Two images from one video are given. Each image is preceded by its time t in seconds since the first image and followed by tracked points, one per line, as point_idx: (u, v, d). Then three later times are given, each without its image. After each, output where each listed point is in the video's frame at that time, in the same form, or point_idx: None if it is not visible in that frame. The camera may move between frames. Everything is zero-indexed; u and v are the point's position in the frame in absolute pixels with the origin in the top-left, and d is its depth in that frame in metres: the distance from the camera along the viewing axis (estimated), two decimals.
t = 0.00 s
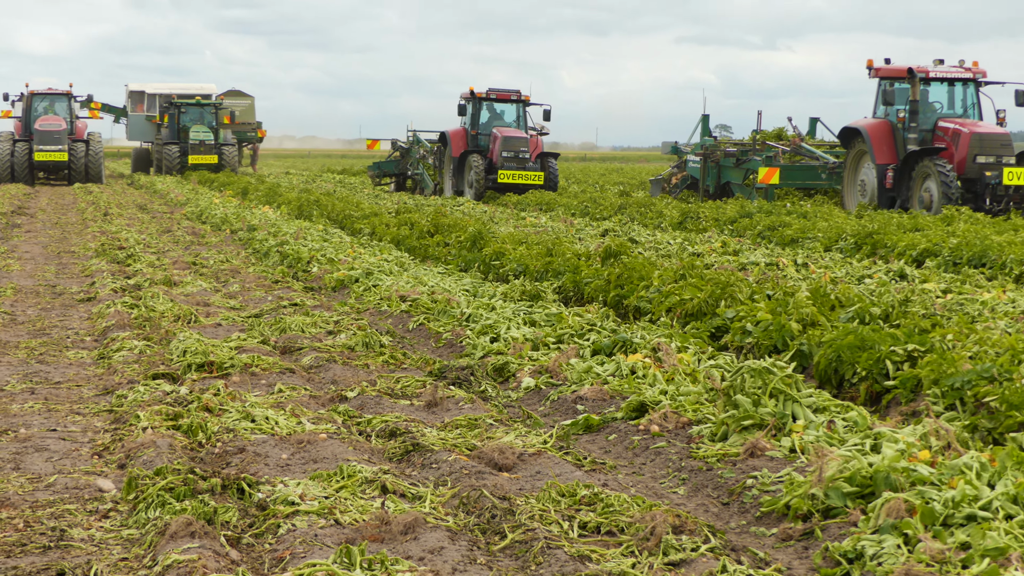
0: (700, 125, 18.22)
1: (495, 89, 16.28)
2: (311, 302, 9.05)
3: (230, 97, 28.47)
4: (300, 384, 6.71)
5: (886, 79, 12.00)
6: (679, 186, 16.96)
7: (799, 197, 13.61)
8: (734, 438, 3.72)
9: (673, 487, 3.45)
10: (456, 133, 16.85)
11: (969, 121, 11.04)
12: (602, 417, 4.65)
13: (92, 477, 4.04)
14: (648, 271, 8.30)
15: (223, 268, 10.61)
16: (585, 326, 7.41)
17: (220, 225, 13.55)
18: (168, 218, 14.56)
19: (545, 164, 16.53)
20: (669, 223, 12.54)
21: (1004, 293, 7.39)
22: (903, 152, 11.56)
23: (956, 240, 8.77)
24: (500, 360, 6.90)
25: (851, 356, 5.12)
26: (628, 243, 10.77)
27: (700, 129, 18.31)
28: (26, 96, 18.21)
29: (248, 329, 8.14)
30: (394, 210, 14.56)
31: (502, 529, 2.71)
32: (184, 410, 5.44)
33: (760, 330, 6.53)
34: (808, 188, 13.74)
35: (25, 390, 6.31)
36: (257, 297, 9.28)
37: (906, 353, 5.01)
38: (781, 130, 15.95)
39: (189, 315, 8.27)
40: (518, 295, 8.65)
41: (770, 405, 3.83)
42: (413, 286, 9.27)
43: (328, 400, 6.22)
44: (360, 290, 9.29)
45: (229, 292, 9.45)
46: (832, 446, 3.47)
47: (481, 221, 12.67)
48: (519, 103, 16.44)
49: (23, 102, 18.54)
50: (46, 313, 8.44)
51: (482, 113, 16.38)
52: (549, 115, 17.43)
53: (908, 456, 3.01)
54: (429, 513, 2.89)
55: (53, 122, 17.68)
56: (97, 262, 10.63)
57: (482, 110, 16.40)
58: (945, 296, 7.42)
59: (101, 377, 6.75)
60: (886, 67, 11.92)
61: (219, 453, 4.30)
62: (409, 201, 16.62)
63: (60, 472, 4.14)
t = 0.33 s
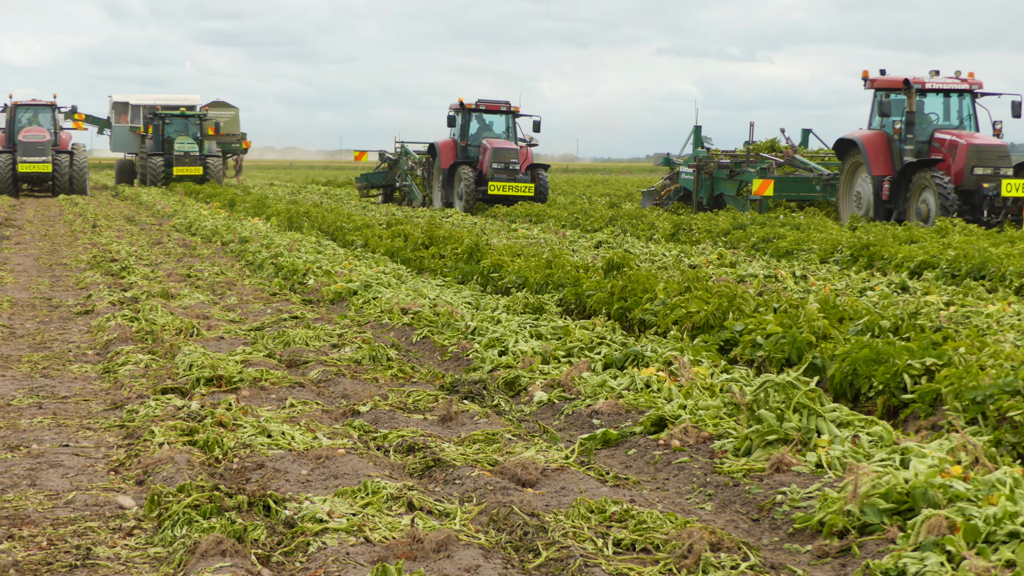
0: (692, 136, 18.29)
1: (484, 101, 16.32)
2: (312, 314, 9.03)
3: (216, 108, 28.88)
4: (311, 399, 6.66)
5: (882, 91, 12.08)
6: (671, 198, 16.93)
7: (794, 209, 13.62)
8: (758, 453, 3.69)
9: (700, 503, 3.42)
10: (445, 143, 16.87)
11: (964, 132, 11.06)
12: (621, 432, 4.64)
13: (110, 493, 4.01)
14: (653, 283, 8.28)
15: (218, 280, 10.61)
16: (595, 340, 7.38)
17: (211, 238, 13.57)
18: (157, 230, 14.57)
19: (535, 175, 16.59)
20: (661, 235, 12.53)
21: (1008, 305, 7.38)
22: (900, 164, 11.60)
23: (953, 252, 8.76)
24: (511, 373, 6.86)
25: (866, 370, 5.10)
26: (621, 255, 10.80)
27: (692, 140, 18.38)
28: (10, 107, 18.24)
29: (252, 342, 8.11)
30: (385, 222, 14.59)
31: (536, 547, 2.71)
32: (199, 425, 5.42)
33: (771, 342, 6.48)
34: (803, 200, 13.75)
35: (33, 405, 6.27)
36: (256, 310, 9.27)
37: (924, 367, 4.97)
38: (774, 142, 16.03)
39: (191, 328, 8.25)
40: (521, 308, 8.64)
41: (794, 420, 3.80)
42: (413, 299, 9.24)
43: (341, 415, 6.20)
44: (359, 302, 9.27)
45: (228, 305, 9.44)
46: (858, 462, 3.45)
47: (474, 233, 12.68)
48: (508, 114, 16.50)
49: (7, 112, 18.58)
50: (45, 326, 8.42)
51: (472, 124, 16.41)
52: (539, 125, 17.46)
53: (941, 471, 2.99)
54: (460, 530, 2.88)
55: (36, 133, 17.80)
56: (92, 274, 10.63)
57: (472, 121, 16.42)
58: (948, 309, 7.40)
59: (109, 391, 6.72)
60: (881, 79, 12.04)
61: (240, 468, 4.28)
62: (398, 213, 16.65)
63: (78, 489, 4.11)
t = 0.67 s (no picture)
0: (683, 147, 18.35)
1: (474, 111, 16.33)
2: (312, 327, 9.01)
3: (199, 119, 29.25)
4: (321, 413, 6.63)
5: (877, 102, 12.05)
6: (661, 209, 16.91)
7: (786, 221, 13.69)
8: (783, 468, 3.67)
9: (726, 518, 3.40)
10: (434, 155, 16.84)
11: (960, 144, 11.12)
12: (639, 446, 4.62)
13: (130, 511, 3.99)
14: (656, 295, 8.25)
15: (212, 292, 10.59)
16: (604, 353, 7.35)
17: (200, 249, 13.57)
18: (144, 242, 14.57)
19: (524, 187, 16.65)
20: (652, 247, 12.52)
21: (1012, 317, 7.35)
22: (894, 176, 11.60)
23: (949, 264, 8.78)
24: (521, 388, 6.79)
25: (882, 384, 5.05)
26: (613, 266, 10.81)
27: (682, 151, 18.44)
28: None
29: (255, 356, 8.06)
30: (374, 234, 14.61)
31: (570, 566, 2.74)
32: (215, 440, 5.40)
33: (781, 355, 6.46)
34: (795, 212, 13.82)
35: (39, 420, 6.24)
36: (254, 322, 9.26)
37: (941, 381, 4.96)
38: (765, 153, 16.11)
39: (193, 341, 8.23)
40: (524, 321, 8.61)
41: (819, 434, 3.79)
42: (413, 311, 9.22)
43: (354, 429, 6.17)
44: (357, 315, 9.24)
45: (225, 318, 9.42)
46: (885, 478, 3.42)
47: (468, 245, 12.67)
48: (498, 125, 16.48)
49: None
50: (43, 340, 8.40)
51: (461, 135, 16.40)
52: (528, 137, 17.55)
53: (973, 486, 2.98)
54: (491, 547, 2.90)
55: (19, 145, 17.84)
56: (85, 286, 10.65)
57: (461, 133, 16.39)
58: (949, 320, 7.37)
59: (115, 406, 6.68)
60: (876, 89, 12.01)
61: (258, 484, 4.26)
62: (386, 225, 16.68)
63: (96, 506, 4.08)
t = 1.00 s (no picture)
0: (672, 159, 18.40)
1: (460, 123, 16.41)
2: (310, 340, 8.98)
3: (180, 131, 29.63)
4: (330, 427, 6.58)
5: (869, 114, 12.18)
6: (652, 221, 16.78)
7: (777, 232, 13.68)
8: (805, 483, 3.65)
9: (751, 534, 3.39)
10: (420, 167, 16.89)
11: (954, 155, 11.16)
12: (656, 460, 4.60)
13: (147, 528, 3.97)
14: (660, 308, 8.20)
15: (205, 305, 10.56)
16: (612, 366, 7.32)
17: (188, 261, 13.57)
18: (131, 254, 14.56)
19: (512, 199, 16.69)
20: (641, 259, 12.51)
21: (1015, 330, 7.31)
22: (888, 188, 11.64)
23: (944, 276, 8.79)
24: (531, 401, 6.74)
25: (896, 397, 4.99)
26: (605, 279, 10.82)
27: (672, 163, 18.51)
28: None
29: (257, 371, 8.00)
30: (362, 246, 14.61)
31: None
32: (227, 456, 5.38)
33: (790, 368, 6.40)
34: (786, 223, 13.80)
35: (45, 435, 6.21)
36: (251, 335, 9.22)
37: (957, 395, 4.90)
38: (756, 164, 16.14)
39: (193, 354, 8.21)
40: (525, 333, 8.57)
41: (841, 448, 3.76)
42: (410, 324, 9.19)
43: (365, 444, 6.15)
44: (354, 327, 9.20)
45: (221, 331, 9.39)
46: (911, 494, 3.39)
47: (459, 257, 12.65)
48: (485, 137, 16.56)
49: None
50: (40, 353, 8.37)
51: (447, 146, 16.46)
52: (514, 149, 17.73)
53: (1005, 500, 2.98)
54: (521, 564, 2.92)
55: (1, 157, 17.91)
56: (76, 299, 10.65)
57: (447, 144, 16.46)
58: (949, 332, 7.31)
59: (120, 421, 6.65)
60: (870, 101, 12.13)
61: (275, 500, 4.24)
62: (372, 236, 16.70)
63: (113, 523, 4.05)
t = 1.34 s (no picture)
0: (661, 170, 18.45)
1: (448, 133, 16.42)
2: (306, 353, 8.93)
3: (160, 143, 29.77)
4: (336, 441, 6.52)
5: (861, 125, 12.20)
6: (640, 234, 16.75)
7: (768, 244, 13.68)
8: (826, 498, 3.63)
9: (775, 551, 3.37)
10: (405, 178, 17.02)
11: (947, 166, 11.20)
12: (670, 475, 4.58)
13: (163, 545, 3.95)
14: (660, 321, 8.15)
15: (196, 317, 10.52)
16: (618, 378, 7.26)
17: (174, 273, 13.55)
18: (115, 267, 14.50)
19: (498, 211, 16.72)
20: (629, 271, 12.50)
21: (1015, 342, 7.29)
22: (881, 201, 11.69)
23: (938, 288, 8.81)
24: (538, 414, 6.70)
25: (908, 410, 4.95)
26: (595, 291, 10.81)
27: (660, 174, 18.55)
28: None
29: (257, 385, 7.94)
30: (349, 257, 14.61)
31: None
32: (240, 471, 5.36)
33: (797, 381, 6.36)
34: (777, 235, 13.82)
35: (48, 450, 6.16)
36: (246, 348, 9.19)
37: (971, 407, 4.85)
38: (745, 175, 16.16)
39: (191, 367, 8.17)
40: (524, 346, 8.53)
41: (862, 462, 3.74)
42: (406, 336, 9.16)
43: (374, 459, 6.11)
44: (349, 340, 9.17)
45: (215, 343, 9.34)
46: (935, 509, 3.38)
47: (448, 269, 12.64)
48: (471, 148, 16.61)
49: None
50: (34, 366, 8.32)
51: (433, 157, 16.57)
52: (501, 160, 17.78)
53: None
54: None
55: None
56: (65, 311, 10.63)
57: (434, 154, 16.55)
58: (950, 344, 7.25)
59: (122, 435, 6.60)
60: (863, 111, 12.08)
61: (292, 517, 4.22)
62: (356, 248, 16.66)
63: (128, 540, 4.03)
